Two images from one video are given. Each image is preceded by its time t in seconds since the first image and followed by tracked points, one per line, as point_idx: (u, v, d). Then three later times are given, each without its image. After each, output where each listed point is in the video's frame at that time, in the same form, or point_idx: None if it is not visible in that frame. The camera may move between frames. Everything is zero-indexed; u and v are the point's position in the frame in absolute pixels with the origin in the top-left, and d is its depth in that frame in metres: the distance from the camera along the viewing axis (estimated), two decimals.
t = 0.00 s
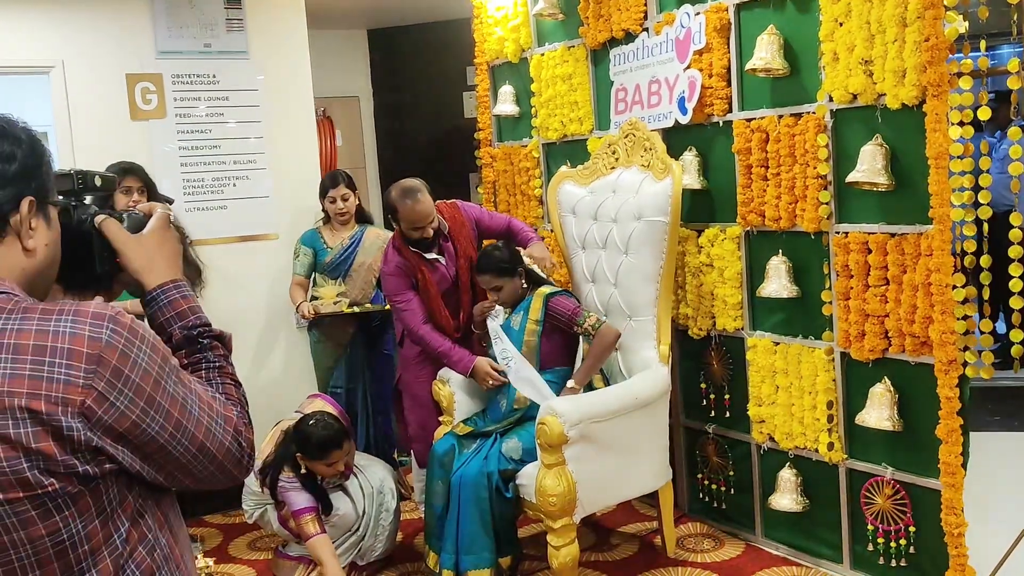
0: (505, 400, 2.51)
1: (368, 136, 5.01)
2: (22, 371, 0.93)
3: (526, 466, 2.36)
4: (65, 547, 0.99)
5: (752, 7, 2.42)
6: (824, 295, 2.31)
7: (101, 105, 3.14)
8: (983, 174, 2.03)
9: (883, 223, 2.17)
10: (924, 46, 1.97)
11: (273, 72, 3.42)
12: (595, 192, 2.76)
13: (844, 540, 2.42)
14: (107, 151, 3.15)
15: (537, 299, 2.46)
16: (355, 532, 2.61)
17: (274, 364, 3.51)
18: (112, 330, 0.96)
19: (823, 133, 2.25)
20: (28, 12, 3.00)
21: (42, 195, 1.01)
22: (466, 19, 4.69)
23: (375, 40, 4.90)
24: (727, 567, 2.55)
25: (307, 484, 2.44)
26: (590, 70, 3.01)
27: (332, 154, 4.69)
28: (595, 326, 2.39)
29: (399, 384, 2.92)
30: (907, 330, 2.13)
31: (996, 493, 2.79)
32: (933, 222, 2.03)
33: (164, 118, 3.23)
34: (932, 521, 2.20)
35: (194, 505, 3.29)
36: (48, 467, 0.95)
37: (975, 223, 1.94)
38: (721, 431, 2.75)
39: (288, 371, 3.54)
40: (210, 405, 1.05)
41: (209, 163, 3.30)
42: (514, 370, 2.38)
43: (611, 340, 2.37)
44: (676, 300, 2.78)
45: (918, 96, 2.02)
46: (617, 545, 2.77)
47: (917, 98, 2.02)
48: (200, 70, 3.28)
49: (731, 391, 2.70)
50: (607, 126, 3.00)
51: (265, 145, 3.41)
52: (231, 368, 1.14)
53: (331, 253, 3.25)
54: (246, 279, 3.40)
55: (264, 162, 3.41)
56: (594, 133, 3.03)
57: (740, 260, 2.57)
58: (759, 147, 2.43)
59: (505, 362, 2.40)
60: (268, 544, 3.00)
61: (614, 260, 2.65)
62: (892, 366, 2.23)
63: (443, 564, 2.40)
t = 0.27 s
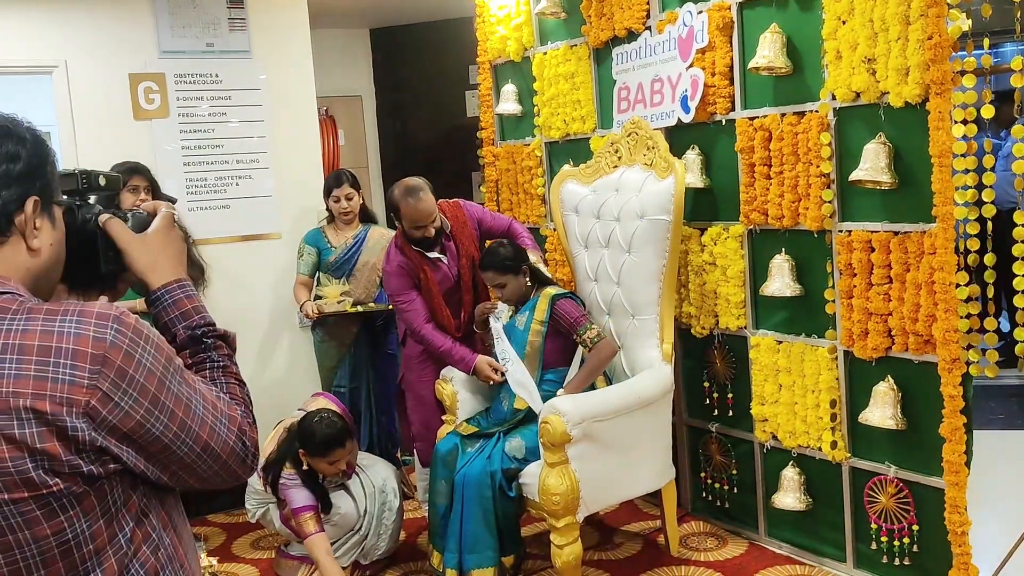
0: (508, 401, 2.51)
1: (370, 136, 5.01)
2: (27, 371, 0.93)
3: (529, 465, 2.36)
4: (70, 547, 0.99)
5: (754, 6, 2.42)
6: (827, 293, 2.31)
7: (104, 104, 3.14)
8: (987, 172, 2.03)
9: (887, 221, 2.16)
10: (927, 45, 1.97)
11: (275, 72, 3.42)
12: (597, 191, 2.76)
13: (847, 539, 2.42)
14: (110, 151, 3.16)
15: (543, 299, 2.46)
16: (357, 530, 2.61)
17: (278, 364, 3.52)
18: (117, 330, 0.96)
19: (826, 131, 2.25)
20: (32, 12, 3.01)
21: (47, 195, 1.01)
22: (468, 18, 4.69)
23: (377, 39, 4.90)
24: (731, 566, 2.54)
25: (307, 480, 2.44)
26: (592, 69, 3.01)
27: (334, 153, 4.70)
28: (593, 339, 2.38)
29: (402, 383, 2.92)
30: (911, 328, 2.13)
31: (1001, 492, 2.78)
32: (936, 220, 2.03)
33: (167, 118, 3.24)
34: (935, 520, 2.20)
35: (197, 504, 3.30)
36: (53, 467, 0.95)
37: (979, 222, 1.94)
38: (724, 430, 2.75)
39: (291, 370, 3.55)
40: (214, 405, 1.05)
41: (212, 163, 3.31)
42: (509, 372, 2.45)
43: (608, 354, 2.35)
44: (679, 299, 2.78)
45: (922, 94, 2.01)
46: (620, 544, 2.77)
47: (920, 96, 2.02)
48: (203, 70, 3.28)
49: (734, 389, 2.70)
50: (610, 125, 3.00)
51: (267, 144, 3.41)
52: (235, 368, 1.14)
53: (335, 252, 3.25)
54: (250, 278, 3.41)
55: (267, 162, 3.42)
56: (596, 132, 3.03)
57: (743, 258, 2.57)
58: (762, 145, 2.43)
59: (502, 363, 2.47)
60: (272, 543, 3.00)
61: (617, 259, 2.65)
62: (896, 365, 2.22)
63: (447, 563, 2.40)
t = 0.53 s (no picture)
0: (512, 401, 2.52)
1: (372, 136, 5.02)
2: (32, 372, 0.94)
3: (532, 465, 2.37)
4: (76, 547, 0.99)
5: (756, 6, 2.42)
6: (830, 293, 2.31)
7: (107, 105, 3.15)
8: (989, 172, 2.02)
9: (889, 221, 2.16)
10: (929, 45, 1.97)
11: (278, 73, 3.43)
12: (599, 191, 2.77)
13: (850, 539, 2.42)
14: (113, 152, 3.17)
15: (551, 302, 2.45)
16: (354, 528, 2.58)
17: (280, 364, 3.52)
18: (122, 331, 0.97)
19: (828, 131, 2.25)
20: (34, 14, 3.01)
21: (52, 196, 1.02)
22: (470, 19, 4.69)
23: (379, 40, 4.91)
24: (734, 566, 2.54)
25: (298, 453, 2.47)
26: (594, 69, 3.01)
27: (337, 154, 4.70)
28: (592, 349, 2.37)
29: (405, 384, 2.93)
30: (913, 328, 2.13)
31: (1003, 492, 2.78)
32: (939, 220, 2.03)
33: (169, 118, 3.24)
34: (938, 519, 2.20)
35: (200, 505, 3.30)
36: (59, 468, 0.95)
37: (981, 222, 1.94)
38: (727, 430, 2.75)
39: (294, 371, 3.55)
40: (218, 406, 1.05)
41: (214, 164, 3.31)
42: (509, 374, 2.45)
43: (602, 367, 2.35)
44: (681, 299, 2.78)
45: (924, 94, 2.01)
46: (622, 544, 2.77)
47: (922, 96, 2.02)
48: (206, 70, 3.29)
49: (736, 389, 2.70)
50: (611, 125, 3.00)
51: (270, 145, 3.42)
52: (239, 368, 1.15)
53: (338, 253, 3.26)
54: (252, 279, 3.41)
55: (269, 163, 3.42)
56: (598, 132, 3.03)
57: (745, 259, 2.57)
58: (764, 145, 2.43)
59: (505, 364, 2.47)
60: (274, 543, 3.01)
61: (619, 259, 2.66)
62: (898, 365, 2.22)
63: (449, 563, 2.40)
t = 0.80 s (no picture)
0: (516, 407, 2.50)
1: (374, 140, 5.03)
2: (39, 376, 0.94)
3: (534, 469, 2.37)
4: (82, 550, 1.00)
5: (758, 10, 2.43)
6: (832, 297, 2.31)
7: (110, 110, 3.16)
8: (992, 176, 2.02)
9: (892, 225, 2.16)
10: (932, 48, 1.97)
11: (281, 77, 3.44)
12: (601, 195, 2.77)
13: (852, 543, 2.42)
14: (116, 156, 3.18)
15: (559, 307, 2.45)
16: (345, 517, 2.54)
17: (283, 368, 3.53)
18: (128, 335, 0.97)
19: (831, 135, 2.25)
20: (38, 18, 3.03)
21: (57, 201, 1.02)
22: (472, 23, 4.70)
23: (382, 44, 4.92)
24: (736, 570, 2.54)
25: (276, 412, 2.48)
26: (596, 73, 3.02)
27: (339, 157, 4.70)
28: (598, 355, 2.37)
29: (407, 387, 2.93)
30: (915, 332, 2.13)
31: (1006, 496, 2.78)
32: (941, 224, 2.03)
33: (172, 122, 3.25)
34: (940, 524, 2.20)
35: (202, 508, 3.31)
36: (65, 472, 0.96)
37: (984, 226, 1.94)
38: (729, 433, 2.75)
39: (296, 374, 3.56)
40: (223, 409, 1.06)
41: (217, 168, 3.32)
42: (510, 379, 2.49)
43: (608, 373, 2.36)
44: (683, 303, 2.78)
45: (926, 97, 2.02)
46: (625, 548, 2.77)
47: (924, 100, 2.02)
48: (209, 75, 3.30)
49: (739, 393, 2.70)
50: (613, 129, 3.00)
51: (273, 149, 3.43)
52: (244, 372, 1.15)
53: (341, 256, 3.27)
54: (255, 282, 3.42)
55: (272, 166, 3.43)
56: (600, 136, 3.04)
57: (747, 262, 2.57)
58: (766, 149, 2.43)
59: (506, 369, 2.52)
60: (277, 547, 3.01)
61: (621, 263, 2.66)
62: (900, 369, 2.22)
63: (451, 567, 2.40)
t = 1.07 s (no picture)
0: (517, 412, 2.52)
1: (374, 147, 5.04)
2: (40, 384, 0.94)
3: (533, 476, 2.36)
4: (83, 558, 1.00)
5: (756, 18, 2.44)
6: (831, 304, 2.32)
7: (110, 117, 3.16)
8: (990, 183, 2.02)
9: (890, 232, 2.17)
10: (930, 56, 1.98)
11: (280, 84, 3.45)
12: (601, 202, 2.78)
13: (852, 550, 2.41)
14: (116, 162, 3.18)
15: (561, 312, 2.46)
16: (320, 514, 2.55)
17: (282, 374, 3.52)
18: (129, 343, 0.97)
19: (829, 142, 2.26)
20: (38, 26, 3.04)
21: (59, 209, 1.03)
22: (472, 30, 4.72)
23: (381, 51, 4.93)
24: None
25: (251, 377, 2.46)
26: (596, 80, 3.03)
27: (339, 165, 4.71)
28: (604, 357, 2.37)
29: (406, 394, 2.93)
30: (914, 339, 2.13)
31: (1005, 503, 2.78)
32: (940, 231, 2.04)
33: (172, 129, 3.26)
34: (940, 531, 2.19)
35: (201, 515, 3.30)
36: (66, 479, 0.96)
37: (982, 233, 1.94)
38: (729, 440, 2.75)
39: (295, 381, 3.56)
40: (224, 417, 1.06)
41: (216, 175, 3.33)
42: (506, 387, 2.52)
43: (613, 375, 2.36)
44: (682, 310, 2.78)
45: (924, 105, 2.02)
46: (624, 555, 2.77)
47: (923, 107, 2.03)
48: (209, 82, 3.31)
49: (738, 399, 2.70)
50: (613, 136, 3.01)
51: (273, 156, 3.43)
52: (245, 379, 1.15)
53: (342, 263, 3.27)
54: (254, 289, 3.42)
55: (272, 173, 3.43)
56: (599, 143, 3.05)
57: (746, 269, 2.58)
58: (764, 156, 2.44)
59: (506, 375, 2.54)
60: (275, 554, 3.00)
61: (621, 270, 2.66)
62: (899, 375, 2.23)
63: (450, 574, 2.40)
